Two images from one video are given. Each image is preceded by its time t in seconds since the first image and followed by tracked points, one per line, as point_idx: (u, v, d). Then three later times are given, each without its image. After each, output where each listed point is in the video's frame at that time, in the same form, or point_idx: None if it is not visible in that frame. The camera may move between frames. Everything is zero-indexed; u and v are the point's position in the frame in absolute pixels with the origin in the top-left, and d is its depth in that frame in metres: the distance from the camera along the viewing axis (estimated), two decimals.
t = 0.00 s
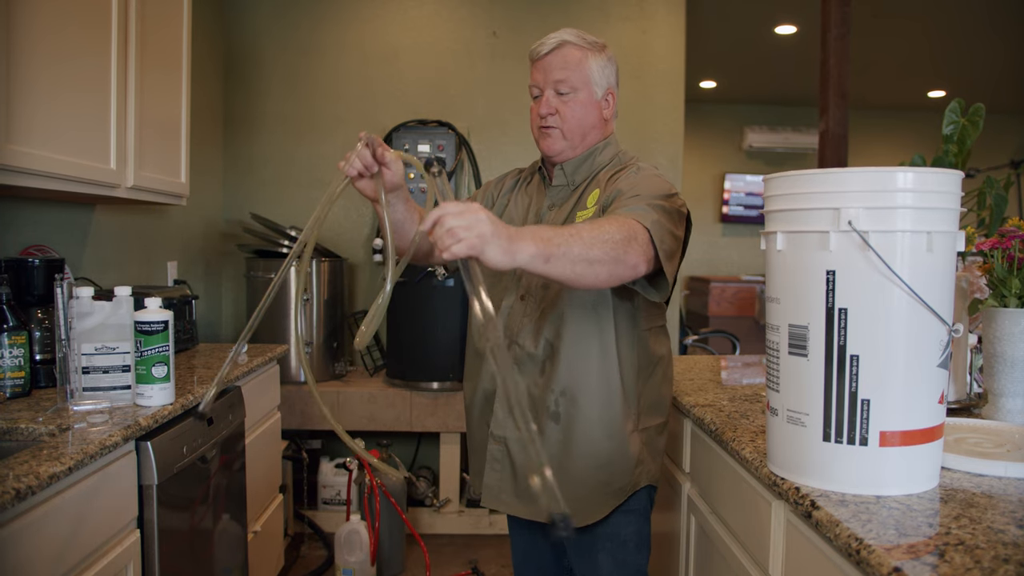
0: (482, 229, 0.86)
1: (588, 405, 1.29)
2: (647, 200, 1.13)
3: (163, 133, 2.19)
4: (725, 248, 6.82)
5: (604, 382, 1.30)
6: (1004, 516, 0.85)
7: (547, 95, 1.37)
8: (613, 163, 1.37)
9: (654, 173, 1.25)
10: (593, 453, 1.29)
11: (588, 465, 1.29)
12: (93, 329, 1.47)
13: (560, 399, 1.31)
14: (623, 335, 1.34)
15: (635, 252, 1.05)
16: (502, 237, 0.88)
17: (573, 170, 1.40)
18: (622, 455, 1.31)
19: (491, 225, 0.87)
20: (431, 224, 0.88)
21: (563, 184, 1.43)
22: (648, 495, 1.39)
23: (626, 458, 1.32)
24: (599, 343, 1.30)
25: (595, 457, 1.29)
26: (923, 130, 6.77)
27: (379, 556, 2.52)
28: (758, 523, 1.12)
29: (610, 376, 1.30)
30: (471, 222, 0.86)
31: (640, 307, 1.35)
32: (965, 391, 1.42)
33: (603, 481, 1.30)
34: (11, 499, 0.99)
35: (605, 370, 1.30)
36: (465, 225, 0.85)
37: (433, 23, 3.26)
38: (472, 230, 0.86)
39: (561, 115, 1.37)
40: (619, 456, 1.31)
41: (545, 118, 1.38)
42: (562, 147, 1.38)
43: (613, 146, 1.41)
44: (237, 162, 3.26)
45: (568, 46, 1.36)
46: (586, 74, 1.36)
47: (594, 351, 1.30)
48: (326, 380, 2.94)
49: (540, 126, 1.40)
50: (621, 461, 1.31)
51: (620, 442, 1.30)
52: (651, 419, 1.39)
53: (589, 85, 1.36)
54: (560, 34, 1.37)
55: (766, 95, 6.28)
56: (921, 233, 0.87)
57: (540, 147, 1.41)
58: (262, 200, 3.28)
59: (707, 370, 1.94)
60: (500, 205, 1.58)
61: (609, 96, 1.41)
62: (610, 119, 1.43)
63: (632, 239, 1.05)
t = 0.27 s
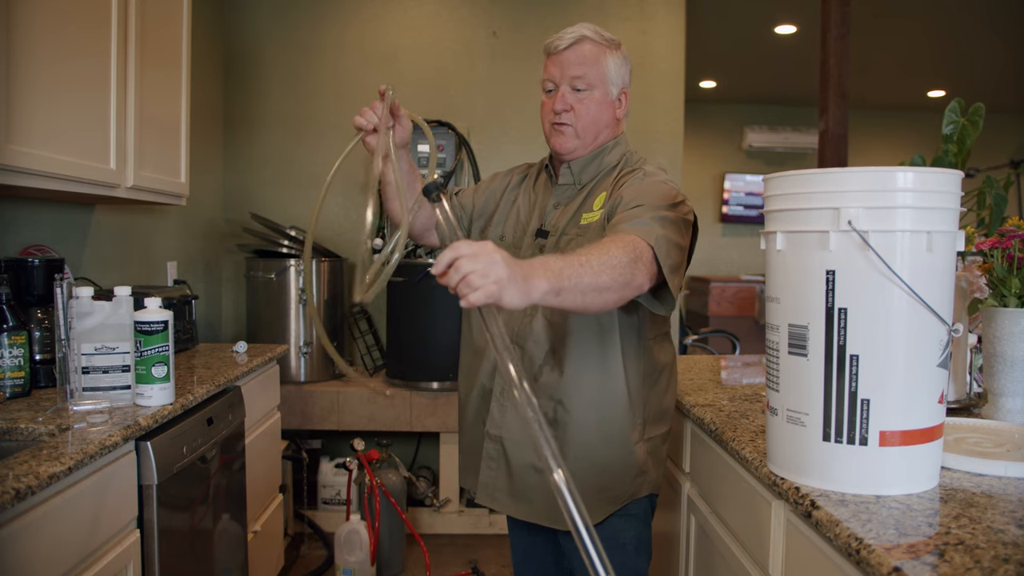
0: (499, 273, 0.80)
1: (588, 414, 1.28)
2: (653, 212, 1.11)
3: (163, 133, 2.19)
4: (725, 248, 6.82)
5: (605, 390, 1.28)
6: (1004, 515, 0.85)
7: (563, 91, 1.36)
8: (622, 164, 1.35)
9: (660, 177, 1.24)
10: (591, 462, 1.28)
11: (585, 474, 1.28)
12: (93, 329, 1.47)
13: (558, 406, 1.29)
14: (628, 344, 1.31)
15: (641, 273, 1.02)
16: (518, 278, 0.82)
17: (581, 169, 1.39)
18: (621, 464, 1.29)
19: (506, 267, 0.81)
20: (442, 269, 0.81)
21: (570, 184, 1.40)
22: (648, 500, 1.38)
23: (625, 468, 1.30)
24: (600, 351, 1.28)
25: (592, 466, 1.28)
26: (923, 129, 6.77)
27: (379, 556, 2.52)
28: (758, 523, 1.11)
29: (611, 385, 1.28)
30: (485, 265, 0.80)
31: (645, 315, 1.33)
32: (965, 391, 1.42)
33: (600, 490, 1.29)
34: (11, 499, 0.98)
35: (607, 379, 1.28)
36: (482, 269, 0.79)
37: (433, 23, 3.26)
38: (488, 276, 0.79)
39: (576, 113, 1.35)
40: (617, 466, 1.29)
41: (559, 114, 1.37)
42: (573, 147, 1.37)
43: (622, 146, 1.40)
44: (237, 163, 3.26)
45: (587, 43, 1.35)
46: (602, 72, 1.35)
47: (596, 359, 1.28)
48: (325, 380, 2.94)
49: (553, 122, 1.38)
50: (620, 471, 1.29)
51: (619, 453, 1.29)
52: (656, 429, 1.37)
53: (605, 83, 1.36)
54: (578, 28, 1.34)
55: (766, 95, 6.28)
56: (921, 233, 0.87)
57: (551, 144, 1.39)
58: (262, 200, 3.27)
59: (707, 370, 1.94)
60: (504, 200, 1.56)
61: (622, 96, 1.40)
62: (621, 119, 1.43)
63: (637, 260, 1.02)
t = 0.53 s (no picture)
0: (508, 299, 0.78)
1: (587, 416, 1.28)
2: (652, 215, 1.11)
3: (163, 133, 2.18)
4: (726, 248, 6.82)
5: (604, 392, 1.28)
6: (1004, 515, 0.85)
7: (566, 89, 1.36)
8: (624, 163, 1.34)
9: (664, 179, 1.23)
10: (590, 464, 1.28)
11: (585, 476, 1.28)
12: (93, 329, 1.47)
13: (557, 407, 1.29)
14: (628, 347, 1.31)
15: (638, 280, 1.02)
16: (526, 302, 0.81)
17: (583, 169, 1.38)
18: (621, 466, 1.29)
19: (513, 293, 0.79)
20: (449, 298, 0.78)
21: (570, 185, 1.40)
22: (648, 503, 1.37)
23: (625, 470, 1.29)
24: (599, 353, 1.28)
25: (592, 468, 1.28)
26: (923, 129, 6.77)
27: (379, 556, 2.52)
28: (759, 524, 1.11)
29: (611, 386, 1.28)
30: (495, 293, 0.77)
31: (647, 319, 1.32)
32: (965, 391, 1.42)
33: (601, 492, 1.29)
34: (11, 499, 0.99)
35: (606, 381, 1.28)
36: (491, 297, 0.77)
37: (433, 23, 3.26)
38: (499, 305, 0.77)
39: (579, 111, 1.35)
40: (617, 467, 1.29)
41: (563, 112, 1.37)
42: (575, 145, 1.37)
43: (625, 144, 1.40)
44: (237, 162, 3.26)
45: (591, 40, 1.35)
46: (606, 70, 1.35)
47: (595, 360, 1.28)
48: (325, 380, 2.94)
49: (556, 120, 1.38)
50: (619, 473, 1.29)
51: (619, 455, 1.29)
52: (656, 432, 1.36)
53: (609, 81, 1.36)
54: (582, 25, 1.34)
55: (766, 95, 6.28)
56: (921, 232, 0.87)
57: (554, 142, 1.39)
58: (262, 200, 3.28)
59: (707, 370, 1.94)
60: (508, 196, 1.55)
61: (626, 94, 1.41)
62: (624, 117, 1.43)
63: (634, 267, 1.02)
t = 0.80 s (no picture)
0: (500, 301, 0.78)
1: (587, 417, 1.28)
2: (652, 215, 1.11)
3: (163, 133, 2.18)
4: (726, 248, 6.82)
5: (604, 393, 1.28)
6: (1004, 515, 0.85)
7: (566, 87, 1.36)
8: (624, 163, 1.34)
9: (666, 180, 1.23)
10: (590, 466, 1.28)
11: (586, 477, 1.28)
12: (93, 329, 1.47)
13: (556, 410, 1.29)
14: (628, 348, 1.31)
15: (633, 276, 1.02)
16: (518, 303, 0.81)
17: (582, 169, 1.38)
18: (621, 469, 1.29)
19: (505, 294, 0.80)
20: (441, 304, 0.78)
21: (570, 184, 1.40)
22: (648, 504, 1.37)
23: (625, 473, 1.29)
24: (598, 354, 1.28)
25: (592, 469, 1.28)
26: (923, 129, 6.77)
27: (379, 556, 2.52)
28: (760, 525, 1.11)
29: (611, 388, 1.28)
30: (487, 296, 0.77)
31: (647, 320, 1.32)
32: (965, 391, 1.42)
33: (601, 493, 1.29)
34: (11, 499, 0.99)
35: (606, 382, 1.28)
36: (483, 301, 0.77)
37: (433, 23, 3.26)
38: (491, 308, 0.77)
39: (579, 109, 1.35)
40: (617, 470, 1.29)
41: (563, 110, 1.37)
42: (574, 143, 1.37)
43: (626, 144, 1.39)
44: (237, 162, 3.26)
45: (591, 39, 1.35)
46: (606, 68, 1.36)
47: (594, 361, 1.28)
48: (325, 380, 2.93)
49: (556, 118, 1.38)
50: (618, 475, 1.29)
51: (619, 456, 1.29)
52: (656, 433, 1.36)
53: (609, 80, 1.36)
54: (582, 24, 1.35)
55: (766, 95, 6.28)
56: (921, 232, 0.87)
57: (554, 140, 1.39)
58: (262, 200, 3.28)
59: (707, 370, 1.94)
60: (509, 195, 1.55)
61: (626, 93, 1.41)
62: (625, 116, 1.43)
63: (629, 263, 1.02)
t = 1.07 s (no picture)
0: (500, 298, 0.78)
1: (587, 418, 1.28)
2: (652, 213, 1.11)
3: (163, 133, 2.18)
4: (726, 248, 6.82)
5: (603, 394, 1.28)
6: (1004, 515, 0.85)
7: (567, 86, 1.36)
8: (624, 163, 1.34)
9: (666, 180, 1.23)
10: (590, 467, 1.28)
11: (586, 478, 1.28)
12: (93, 329, 1.47)
13: (556, 411, 1.29)
14: (629, 348, 1.31)
15: (633, 274, 1.02)
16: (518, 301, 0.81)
17: (582, 169, 1.38)
18: (621, 470, 1.29)
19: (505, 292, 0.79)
20: (439, 301, 0.78)
21: (570, 184, 1.40)
22: (648, 505, 1.37)
23: (625, 474, 1.29)
24: (598, 355, 1.28)
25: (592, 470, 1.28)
26: (923, 129, 6.77)
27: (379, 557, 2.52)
28: (760, 525, 1.11)
29: (611, 389, 1.28)
30: (486, 293, 0.77)
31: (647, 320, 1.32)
32: (965, 391, 1.42)
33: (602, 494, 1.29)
34: (11, 499, 0.99)
35: (606, 383, 1.28)
36: (482, 297, 0.77)
37: (433, 23, 3.26)
38: (491, 305, 0.77)
39: (579, 109, 1.35)
40: (617, 471, 1.29)
41: (563, 111, 1.36)
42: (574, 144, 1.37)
43: (626, 144, 1.39)
44: (237, 161, 3.26)
45: (592, 38, 1.35)
46: (607, 68, 1.35)
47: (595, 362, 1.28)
48: (325, 380, 2.94)
49: (556, 118, 1.38)
50: (618, 476, 1.29)
51: (619, 457, 1.29)
52: (656, 433, 1.36)
53: (610, 80, 1.36)
54: (583, 23, 1.34)
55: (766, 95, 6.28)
56: (921, 232, 0.87)
57: (554, 140, 1.39)
58: (262, 200, 3.28)
59: (707, 370, 1.94)
60: (508, 195, 1.55)
61: (626, 93, 1.41)
62: (625, 116, 1.43)
63: (629, 262, 1.02)
